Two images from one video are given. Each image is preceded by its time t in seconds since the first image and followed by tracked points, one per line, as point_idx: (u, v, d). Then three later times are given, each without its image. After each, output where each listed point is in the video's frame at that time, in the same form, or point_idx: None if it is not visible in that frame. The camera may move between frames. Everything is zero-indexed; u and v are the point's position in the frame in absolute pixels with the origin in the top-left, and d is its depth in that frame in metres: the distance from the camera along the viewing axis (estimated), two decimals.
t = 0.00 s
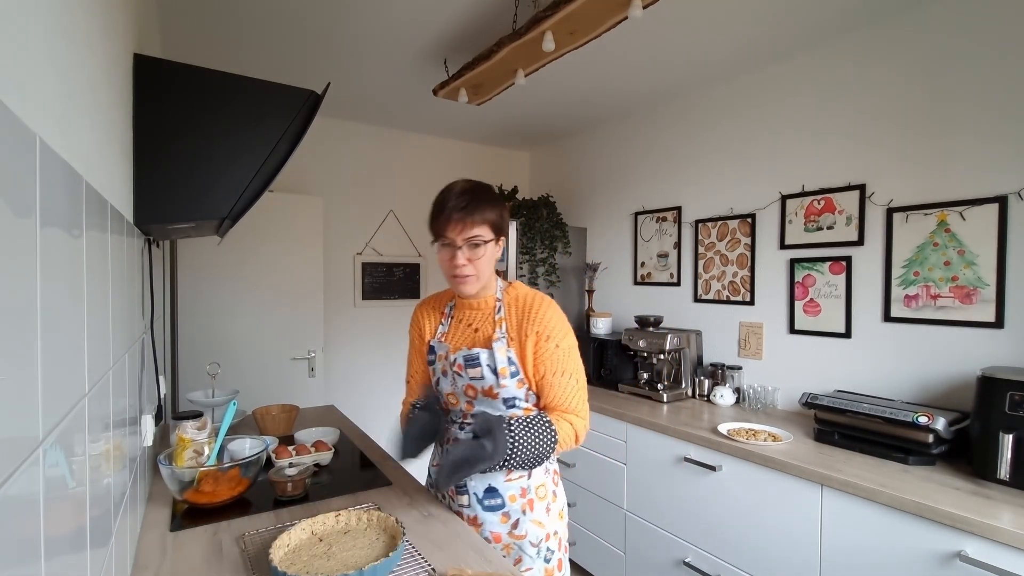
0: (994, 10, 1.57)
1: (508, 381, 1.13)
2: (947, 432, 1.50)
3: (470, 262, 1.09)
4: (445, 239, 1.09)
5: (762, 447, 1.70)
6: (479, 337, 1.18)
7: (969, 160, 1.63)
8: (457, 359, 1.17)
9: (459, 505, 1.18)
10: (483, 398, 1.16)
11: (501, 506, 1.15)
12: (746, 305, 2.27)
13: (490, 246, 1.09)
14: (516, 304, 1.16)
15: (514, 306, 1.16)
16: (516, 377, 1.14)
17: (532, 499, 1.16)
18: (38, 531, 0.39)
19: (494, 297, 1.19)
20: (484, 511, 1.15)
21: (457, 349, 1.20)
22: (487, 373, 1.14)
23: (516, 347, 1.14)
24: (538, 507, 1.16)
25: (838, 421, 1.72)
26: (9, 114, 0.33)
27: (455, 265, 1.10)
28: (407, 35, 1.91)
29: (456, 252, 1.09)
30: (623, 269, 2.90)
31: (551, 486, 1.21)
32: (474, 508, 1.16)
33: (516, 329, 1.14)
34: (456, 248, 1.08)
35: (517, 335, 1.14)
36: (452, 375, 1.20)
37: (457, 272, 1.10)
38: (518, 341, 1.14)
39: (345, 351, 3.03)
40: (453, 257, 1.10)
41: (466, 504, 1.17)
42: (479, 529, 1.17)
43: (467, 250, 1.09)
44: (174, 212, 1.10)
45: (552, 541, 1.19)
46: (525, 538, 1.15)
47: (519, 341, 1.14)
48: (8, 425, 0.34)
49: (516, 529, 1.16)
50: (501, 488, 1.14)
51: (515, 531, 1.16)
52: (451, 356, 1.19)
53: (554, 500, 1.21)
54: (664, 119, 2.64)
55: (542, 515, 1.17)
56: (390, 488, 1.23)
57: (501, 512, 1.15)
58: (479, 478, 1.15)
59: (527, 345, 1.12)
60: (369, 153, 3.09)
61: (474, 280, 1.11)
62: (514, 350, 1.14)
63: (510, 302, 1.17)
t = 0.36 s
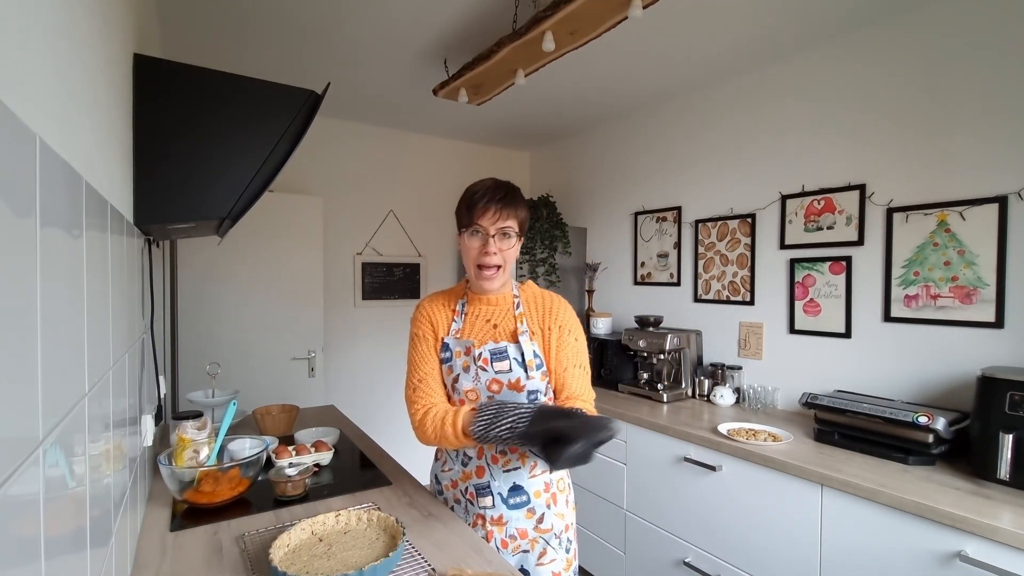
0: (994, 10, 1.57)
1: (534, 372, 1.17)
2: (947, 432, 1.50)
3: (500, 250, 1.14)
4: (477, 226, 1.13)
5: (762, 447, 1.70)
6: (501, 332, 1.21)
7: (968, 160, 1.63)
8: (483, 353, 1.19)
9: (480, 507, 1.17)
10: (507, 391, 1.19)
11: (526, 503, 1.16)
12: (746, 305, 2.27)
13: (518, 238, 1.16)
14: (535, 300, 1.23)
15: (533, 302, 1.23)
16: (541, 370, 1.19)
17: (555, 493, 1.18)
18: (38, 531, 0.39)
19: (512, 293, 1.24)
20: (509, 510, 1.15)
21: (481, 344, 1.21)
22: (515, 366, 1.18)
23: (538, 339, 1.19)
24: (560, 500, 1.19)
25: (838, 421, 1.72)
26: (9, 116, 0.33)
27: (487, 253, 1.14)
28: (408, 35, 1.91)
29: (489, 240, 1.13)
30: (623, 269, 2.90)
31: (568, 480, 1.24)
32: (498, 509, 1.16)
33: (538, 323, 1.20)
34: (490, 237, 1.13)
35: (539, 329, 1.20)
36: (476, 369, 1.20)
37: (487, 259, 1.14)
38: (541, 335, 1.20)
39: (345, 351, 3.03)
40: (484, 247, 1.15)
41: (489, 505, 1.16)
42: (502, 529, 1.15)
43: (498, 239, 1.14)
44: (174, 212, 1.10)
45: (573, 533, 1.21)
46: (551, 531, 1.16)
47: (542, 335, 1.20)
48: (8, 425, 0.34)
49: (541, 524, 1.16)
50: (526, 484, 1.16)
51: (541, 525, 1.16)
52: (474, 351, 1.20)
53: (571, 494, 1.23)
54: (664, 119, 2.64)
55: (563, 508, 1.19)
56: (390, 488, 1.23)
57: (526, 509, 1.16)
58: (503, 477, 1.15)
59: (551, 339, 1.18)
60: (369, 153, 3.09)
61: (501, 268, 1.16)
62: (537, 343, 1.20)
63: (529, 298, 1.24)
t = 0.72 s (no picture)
0: (994, 10, 1.57)
1: (552, 369, 1.18)
2: (947, 432, 1.50)
3: (518, 248, 1.15)
4: (495, 223, 1.14)
5: (762, 447, 1.70)
6: (518, 328, 1.21)
7: (968, 160, 1.63)
8: (499, 348, 1.19)
9: (497, 511, 1.16)
10: (523, 387, 1.18)
11: (544, 505, 1.16)
12: (746, 305, 2.27)
13: (536, 233, 1.16)
14: (552, 298, 1.24)
15: (551, 299, 1.24)
16: (558, 367, 1.19)
17: (572, 494, 1.19)
18: (39, 531, 0.39)
19: (529, 291, 1.24)
20: (527, 513, 1.15)
21: (496, 339, 1.20)
22: (532, 361, 1.18)
23: (555, 337, 1.20)
24: (577, 500, 1.19)
25: (838, 421, 1.72)
26: (9, 115, 0.33)
27: (506, 250, 1.14)
28: (408, 35, 1.91)
29: (507, 237, 1.13)
30: (623, 269, 2.89)
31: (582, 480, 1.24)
32: (516, 512, 1.15)
33: (556, 320, 1.21)
34: (507, 234, 1.13)
35: (557, 327, 1.21)
36: (491, 365, 1.18)
37: (506, 256, 1.14)
38: (559, 331, 1.21)
39: (345, 351, 3.03)
40: (501, 244, 1.15)
41: (507, 509, 1.15)
42: (520, 533, 1.15)
43: (516, 237, 1.14)
44: (174, 212, 1.10)
45: (591, 533, 1.21)
46: (570, 532, 1.16)
47: (560, 331, 1.21)
48: (7, 425, 0.34)
49: (559, 526, 1.16)
50: (543, 486, 1.16)
51: (560, 527, 1.16)
52: (490, 346, 1.19)
53: (586, 494, 1.24)
54: (664, 119, 2.64)
55: (580, 509, 1.19)
56: (391, 488, 1.23)
57: (544, 511, 1.16)
58: (521, 479, 1.16)
59: (570, 335, 1.20)
60: (369, 153, 3.09)
61: (519, 265, 1.16)
62: (555, 340, 1.20)
63: (546, 296, 1.24)
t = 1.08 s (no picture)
0: (994, 10, 1.57)
1: (571, 371, 1.16)
2: (947, 432, 1.50)
3: (538, 243, 1.15)
4: (514, 220, 1.14)
5: (762, 447, 1.70)
6: (537, 327, 1.20)
7: (968, 160, 1.63)
8: (518, 346, 1.18)
9: (513, 515, 1.16)
10: (541, 388, 1.16)
11: (561, 510, 1.16)
12: (746, 305, 2.27)
13: (556, 229, 1.16)
14: (572, 298, 1.23)
15: (570, 299, 1.23)
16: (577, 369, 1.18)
17: (588, 500, 1.20)
18: (39, 531, 0.39)
19: (549, 290, 1.23)
20: (544, 518, 1.15)
21: (515, 337, 1.19)
22: (551, 362, 1.16)
23: (575, 337, 1.19)
24: (593, 506, 1.20)
25: (838, 421, 1.72)
26: (9, 115, 0.33)
27: (527, 246, 1.14)
28: (408, 35, 1.91)
29: (527, 233, 1.14)
30: (623, 268, 2.89)
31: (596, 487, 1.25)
32: (532, 517, 1.15)
33: (576, 320, 1.20)
34: (527, 229, 1.13)
35: (577, 327, 1.20)
36: (509, 364, 1.18)
37: (527, 253, 1.14)
38: (579, 332, 1.19)
39: (345, 350, 3.03)
40: (522, 241, 1.15)
41: (523, 514, 1.15)
42: (536, 538, 1.14)
43: (536, 232, 1.14)
44: (173, 212, 1.10)
45: (604, 540, 1.22)
46: (585, 538, 1.17)
47: (580, 332, 1.20)
48: (7, 425, 0.34)
49: (575, 531, 1.16)
50: (561, 491, 1.16)
51: (576, 533, 1.16)
52: (508, 344, 1.19)
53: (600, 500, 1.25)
54: (664, 119, 2.63)
55: (596, 515, 1.20)
56: (390, 488, 1.23)
57: (561, 516, 1.16)
58: (539, 483, 1.16)
59: (590, 336, 1.19)
60: (369, 153, 3.09)
61: (541, 261, 1.16)
62: (575, 341, 1.19)
63: (566, 296, 1.23)
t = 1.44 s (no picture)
0: (994, 10, 1.57)
1: (575, 372, 1.15)
2: (947, 432, 1.50)
3: (542, 241, 1.15)
4: (519, 217, 1.15)
5: (762, 447, 1.71)
6: (541, 328, 1.20)
7: (967, 160, 1.63)
8: (521, 347, 1.18)
9: (514, 515, 1.16)
10: (544, 389, 1.16)
11: (563, 512, 1.15)
12: (746, 305, 2.27)
13: (562, 228, 1.16)
14: (578, 298, 1.22)
15: (576, 299, 1.21)
16: (581, 370, 1.17)
17: (591, 502, 1.19)
18: (39, 531, 0.39)
19: (554, 290, 1.23)
20: (545, 519, 1.15)
21: (519, 337, 1.20)
22: (554, 363, 1.16)
23: (580, 338, 1.18)
24: (596, 508, 1.19)
25: (838, 421, 1.72)
26: (10, 115, 0.33)
27: (533, 244, 1.14)
28: (408, 35, 1.91)
29: (531, 231, 1.14)
30: (623, 268, 2.89)
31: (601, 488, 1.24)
32: (533, 518, 1.15)
33: (581, 321, 1.19)
34: (533, 227, 1.13)
35: (582, 327, 1.19)
36: (512, 364, 1.18)
37: (531, 250, 1.15)
38: (583, 333, 1.18)
39: (345, 350, 3.03)
40: (527, 239, 1.15)
41: (524, 514, 1.15)
42: (537, 538, 1.14)
43: (540, 230, 1.14)
44: (175, 213, 1.10)
45: (607, 541, 1.21)
46: (587, 540, 1.16)
47: (585, 333, 1.19)
48: (8, 425, 0.34)
49: (577, 533, 1.16)
50: (563, 492, 1.16)
51: (577, 535, 1.15)
52: (512, 345, 1.19)
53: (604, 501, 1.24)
54: (664, 119, 2.63)
55: (599, 517, 1.19)
56: (390, 488, 1.23)
57: (562, 518, 1.15)
58: (540, 484, 1.15)
59: (594, 338, 1.18)
60: (369, 153, 3.09)
61: (545, 259, 1.16)
62: (579, 342, 1.18)
63: (571, 296, 1.22)
